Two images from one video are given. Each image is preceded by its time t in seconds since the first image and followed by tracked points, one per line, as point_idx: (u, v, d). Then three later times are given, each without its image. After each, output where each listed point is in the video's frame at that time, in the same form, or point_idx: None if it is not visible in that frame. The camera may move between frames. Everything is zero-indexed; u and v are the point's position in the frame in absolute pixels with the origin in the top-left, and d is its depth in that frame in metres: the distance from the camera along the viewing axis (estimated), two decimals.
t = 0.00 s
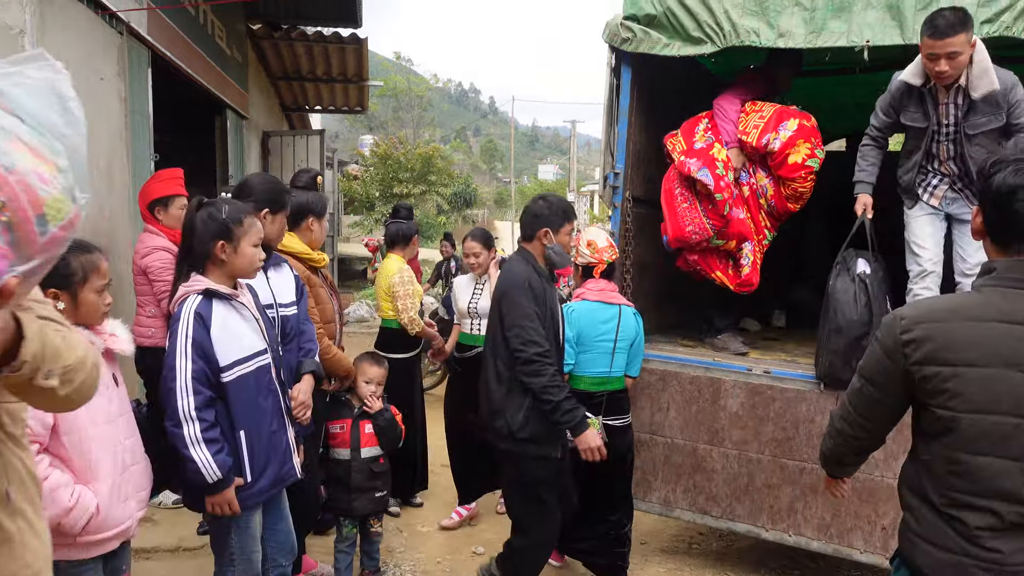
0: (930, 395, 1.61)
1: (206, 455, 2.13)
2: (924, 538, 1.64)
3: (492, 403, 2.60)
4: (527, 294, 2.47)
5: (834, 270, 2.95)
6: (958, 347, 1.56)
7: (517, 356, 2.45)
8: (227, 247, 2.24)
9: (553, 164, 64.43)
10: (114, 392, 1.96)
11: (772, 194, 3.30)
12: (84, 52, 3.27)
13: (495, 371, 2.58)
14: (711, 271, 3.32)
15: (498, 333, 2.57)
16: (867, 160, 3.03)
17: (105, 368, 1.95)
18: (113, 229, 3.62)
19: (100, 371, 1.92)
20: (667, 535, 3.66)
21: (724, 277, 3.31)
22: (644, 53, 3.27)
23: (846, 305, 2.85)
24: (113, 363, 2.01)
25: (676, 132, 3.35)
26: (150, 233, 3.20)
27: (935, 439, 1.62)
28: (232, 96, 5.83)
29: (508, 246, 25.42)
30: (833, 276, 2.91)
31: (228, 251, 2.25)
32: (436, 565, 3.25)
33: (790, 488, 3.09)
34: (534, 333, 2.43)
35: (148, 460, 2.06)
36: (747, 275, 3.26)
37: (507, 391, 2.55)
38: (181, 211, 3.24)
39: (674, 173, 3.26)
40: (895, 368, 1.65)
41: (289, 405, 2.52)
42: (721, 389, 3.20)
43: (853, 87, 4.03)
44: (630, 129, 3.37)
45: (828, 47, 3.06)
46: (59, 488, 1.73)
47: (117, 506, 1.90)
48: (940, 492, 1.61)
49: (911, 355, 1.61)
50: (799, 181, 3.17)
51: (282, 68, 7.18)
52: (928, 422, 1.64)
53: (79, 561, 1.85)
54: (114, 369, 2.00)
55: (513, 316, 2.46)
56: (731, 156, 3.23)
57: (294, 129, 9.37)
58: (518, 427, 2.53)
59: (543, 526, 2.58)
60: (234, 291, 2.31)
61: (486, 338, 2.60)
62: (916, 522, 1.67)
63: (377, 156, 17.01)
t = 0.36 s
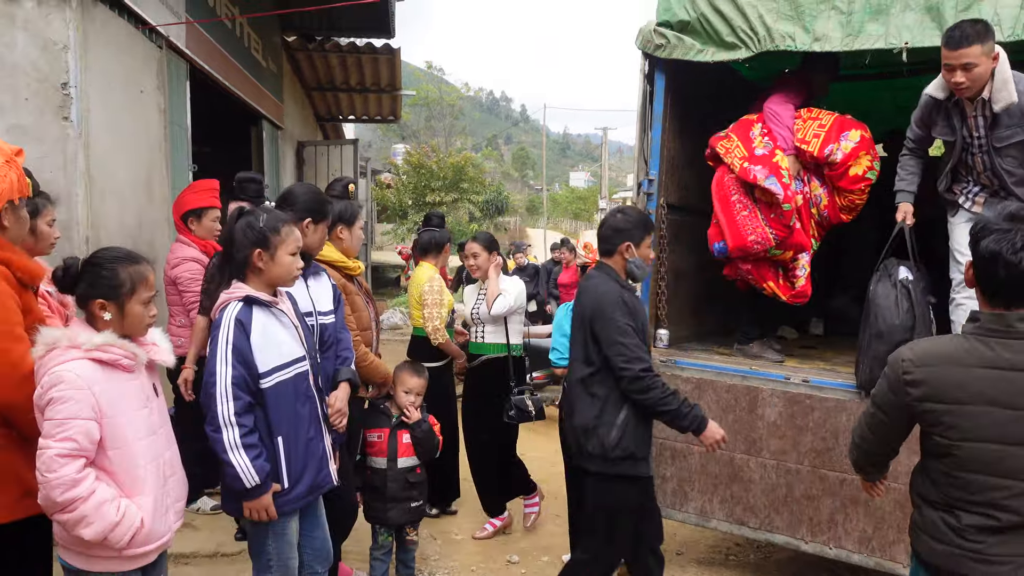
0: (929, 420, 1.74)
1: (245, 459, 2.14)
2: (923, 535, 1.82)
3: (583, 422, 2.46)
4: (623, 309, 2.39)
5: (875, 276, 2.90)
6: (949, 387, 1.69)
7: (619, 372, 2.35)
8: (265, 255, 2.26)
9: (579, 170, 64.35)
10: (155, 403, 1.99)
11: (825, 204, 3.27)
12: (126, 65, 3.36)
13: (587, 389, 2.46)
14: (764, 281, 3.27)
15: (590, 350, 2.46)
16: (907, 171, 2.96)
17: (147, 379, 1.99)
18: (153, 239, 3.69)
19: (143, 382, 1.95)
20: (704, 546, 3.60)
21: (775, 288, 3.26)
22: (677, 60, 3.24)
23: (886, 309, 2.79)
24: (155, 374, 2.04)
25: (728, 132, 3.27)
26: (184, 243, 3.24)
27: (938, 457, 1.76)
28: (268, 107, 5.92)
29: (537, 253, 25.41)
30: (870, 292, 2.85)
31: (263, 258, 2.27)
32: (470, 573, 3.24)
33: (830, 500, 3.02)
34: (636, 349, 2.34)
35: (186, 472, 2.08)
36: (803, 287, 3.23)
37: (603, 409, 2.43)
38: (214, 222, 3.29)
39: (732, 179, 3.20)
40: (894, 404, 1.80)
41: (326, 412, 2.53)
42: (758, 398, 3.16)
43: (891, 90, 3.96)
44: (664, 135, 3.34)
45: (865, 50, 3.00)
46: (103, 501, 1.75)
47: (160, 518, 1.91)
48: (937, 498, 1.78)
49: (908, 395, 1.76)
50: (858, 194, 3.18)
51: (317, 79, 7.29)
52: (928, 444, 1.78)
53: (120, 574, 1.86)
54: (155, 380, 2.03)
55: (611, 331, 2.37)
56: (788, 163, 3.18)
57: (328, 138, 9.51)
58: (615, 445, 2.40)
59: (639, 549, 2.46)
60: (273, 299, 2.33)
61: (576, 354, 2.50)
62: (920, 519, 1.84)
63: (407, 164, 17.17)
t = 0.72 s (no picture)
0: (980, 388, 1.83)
1: (286, 450, 2.16)
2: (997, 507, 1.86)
3: (697, 423, 2.48)
4: (723, 304, 2.41)
5: (921, 271, 2.81)
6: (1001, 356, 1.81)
7: (721, 370, 2.37)
8: (308, 249, 2.29)
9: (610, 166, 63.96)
10: (203, 397, 2.04)
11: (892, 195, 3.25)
12: (171, 63, 3.43)
13: (695, 389, 2.48)
14: (843, 268, 3.22)
15: (692, 349, 2.48)
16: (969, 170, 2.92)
17: (196, 373, 2.03)
18: (197, 234, 3.76)
19: (193, 376, 2.00)
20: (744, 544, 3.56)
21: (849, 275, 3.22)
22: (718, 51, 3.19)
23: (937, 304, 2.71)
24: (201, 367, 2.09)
25: (798, 118, 3.23)
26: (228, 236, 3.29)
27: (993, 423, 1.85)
28: (308, 104, 6.02)
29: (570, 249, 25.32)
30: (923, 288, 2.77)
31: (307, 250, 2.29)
32: (507, 567, 3.24)
33: (874, 499, 2.96)
34: (736, 345, 2.36)
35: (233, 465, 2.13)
36: (881, 272, 3.24)
37: (712, 409, 2.44)
38: (260, 217, 3.36)
39: (812, 164, 3.13)
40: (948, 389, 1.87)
41: (367, 404, 2.55)
42: (801, 394, 3.11)
43: (939, 79, 3.85)
44: (705, 127, 3.30)
45: (914, 39, 2.90)
46: (160, 494, 1.79)
47: (213, 510, 1.96)
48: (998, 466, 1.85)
49: (966, 368, 1.84)
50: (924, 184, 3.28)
51: (355, 75, 7.37)
52: (980, 413, 1.87)
53: (171, 565, 1.90)
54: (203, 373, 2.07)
55: (711, 329, 2.39)
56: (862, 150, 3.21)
57: (367, 134, 9.61)
58: (736, 442, 2.42)
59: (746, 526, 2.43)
60: (317, 292, 2.36)
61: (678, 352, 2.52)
62: (979, 489, 1.89)
63: (440, 160, 17.26)
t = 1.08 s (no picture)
0: None
1: (306, 447, 2.16)
2: None
3: (772, 435, 2.49)
4: (811, 317, 2.43)
5: (946, 275, 2.78)
6: None
7: (808, 383, 2.39)
8: (330, 246, 2.30)
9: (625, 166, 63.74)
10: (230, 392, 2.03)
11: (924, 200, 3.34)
12: (194, 59, 3.44)
13: (774, 402, 2.49)
14: (893, 271, 3.24)
15: (773, 362, 2.49)
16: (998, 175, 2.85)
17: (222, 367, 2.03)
18: (217, 231, 3.79)
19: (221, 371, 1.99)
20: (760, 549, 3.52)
21: (899, 277, 3.23)
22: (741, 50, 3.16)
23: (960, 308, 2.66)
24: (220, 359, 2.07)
25: (846, 125, 3.21)
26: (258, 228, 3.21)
27: None
28: (328, 101, 6.04)
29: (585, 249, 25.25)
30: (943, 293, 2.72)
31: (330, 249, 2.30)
32: (522, 568, 3.23)
33: (893, 505, 2.92)
34: (823, 359, 2.39)
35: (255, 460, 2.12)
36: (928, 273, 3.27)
37: (790, 423, 2.46)
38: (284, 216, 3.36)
39: (869, 170, 3.11)
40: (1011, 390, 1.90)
41: (385, 403, 2.55)
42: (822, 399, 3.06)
43: (965, 81, 3.78)
44: (727, 128, 3.27)
45: (942, 40, 2.86)
46: (196, 492, 1.80)
47: (240, 505, 1.97)
48: None
49: None
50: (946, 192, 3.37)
51: (376, 72, 7.39)
52: None
53: (199, 560, 1.90)
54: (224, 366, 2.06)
55: (800, 341, 2.40)
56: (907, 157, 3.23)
57: (385, 132, 9.64)
58: (813, 456, 2.44)
59: (798, 520, 2.48)
60: (337, 290, 2.37)
61: (758, 364, 2.52)
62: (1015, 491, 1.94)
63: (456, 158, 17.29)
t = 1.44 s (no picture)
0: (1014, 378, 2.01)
1: (320, 451, 2.15)
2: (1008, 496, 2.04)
3: (835, 447, 2.48)
4: (882, 330, 2.40)
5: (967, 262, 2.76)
6: None
7: (874, 398, 2.36)
8: (347, 251, 2.30)
9: (633, 171, 63.69)
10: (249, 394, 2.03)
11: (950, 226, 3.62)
12: (209, 65, 3.46)
13: (839, 414, 2.48)
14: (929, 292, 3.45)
15: (839, 374, 2.48)
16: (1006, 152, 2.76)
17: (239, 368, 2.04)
18: (230, 234, 3.80)
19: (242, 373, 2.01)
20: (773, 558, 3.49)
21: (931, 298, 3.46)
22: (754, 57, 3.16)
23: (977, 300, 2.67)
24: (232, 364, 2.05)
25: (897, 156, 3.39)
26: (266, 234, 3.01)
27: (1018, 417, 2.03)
28: (341, 106, 6.06)
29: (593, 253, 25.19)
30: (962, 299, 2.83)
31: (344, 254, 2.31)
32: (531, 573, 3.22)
33: (907, 515, 2.89)
34: (891, 374, 2.36)
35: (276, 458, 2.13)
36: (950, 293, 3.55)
37: (854, 436, 2.45)
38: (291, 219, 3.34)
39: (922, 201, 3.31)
40: (986, 375, 2.04)
41: (397, 407, 2.55)
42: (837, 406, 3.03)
43: (982, 88, 3.75)
44: (739, 134, 3.26)
45: (957, 47, 2.84)
46: (236, 492, 1.82)
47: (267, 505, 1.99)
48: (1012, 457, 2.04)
49: (1011, 357, 2.01)
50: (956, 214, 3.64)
51: (388, 77, 7.42)
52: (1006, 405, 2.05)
53: (224, 562, 1.90)
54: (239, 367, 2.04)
55: (868, 354, 2.38)
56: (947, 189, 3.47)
57: (397, 137, 9.66)
58: (878, 470, 2.43)
59: (855, 534, 2.49)
60: (351, 295, 2.37)
61: (828, 375, 2.51)
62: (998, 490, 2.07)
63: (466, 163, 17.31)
